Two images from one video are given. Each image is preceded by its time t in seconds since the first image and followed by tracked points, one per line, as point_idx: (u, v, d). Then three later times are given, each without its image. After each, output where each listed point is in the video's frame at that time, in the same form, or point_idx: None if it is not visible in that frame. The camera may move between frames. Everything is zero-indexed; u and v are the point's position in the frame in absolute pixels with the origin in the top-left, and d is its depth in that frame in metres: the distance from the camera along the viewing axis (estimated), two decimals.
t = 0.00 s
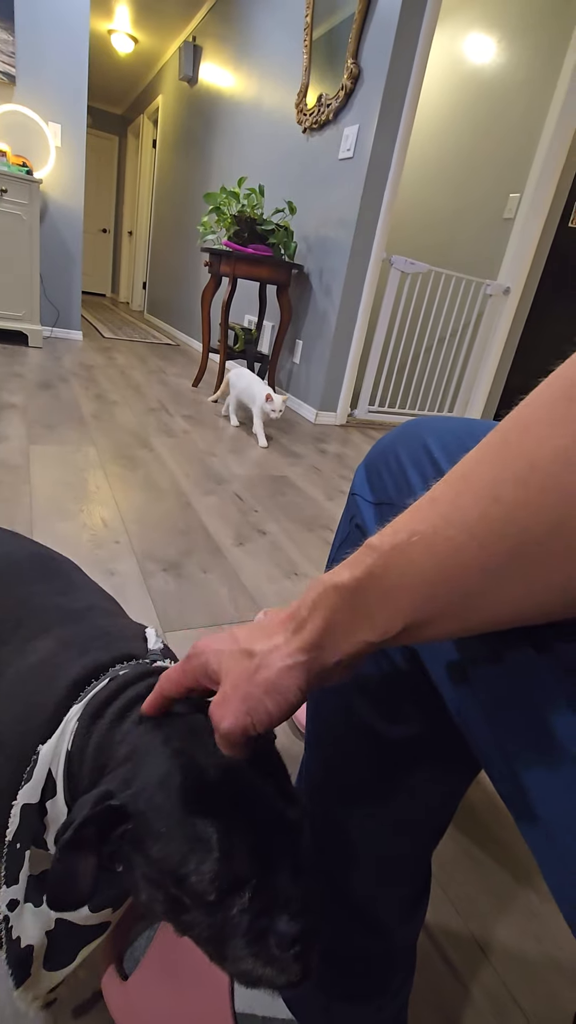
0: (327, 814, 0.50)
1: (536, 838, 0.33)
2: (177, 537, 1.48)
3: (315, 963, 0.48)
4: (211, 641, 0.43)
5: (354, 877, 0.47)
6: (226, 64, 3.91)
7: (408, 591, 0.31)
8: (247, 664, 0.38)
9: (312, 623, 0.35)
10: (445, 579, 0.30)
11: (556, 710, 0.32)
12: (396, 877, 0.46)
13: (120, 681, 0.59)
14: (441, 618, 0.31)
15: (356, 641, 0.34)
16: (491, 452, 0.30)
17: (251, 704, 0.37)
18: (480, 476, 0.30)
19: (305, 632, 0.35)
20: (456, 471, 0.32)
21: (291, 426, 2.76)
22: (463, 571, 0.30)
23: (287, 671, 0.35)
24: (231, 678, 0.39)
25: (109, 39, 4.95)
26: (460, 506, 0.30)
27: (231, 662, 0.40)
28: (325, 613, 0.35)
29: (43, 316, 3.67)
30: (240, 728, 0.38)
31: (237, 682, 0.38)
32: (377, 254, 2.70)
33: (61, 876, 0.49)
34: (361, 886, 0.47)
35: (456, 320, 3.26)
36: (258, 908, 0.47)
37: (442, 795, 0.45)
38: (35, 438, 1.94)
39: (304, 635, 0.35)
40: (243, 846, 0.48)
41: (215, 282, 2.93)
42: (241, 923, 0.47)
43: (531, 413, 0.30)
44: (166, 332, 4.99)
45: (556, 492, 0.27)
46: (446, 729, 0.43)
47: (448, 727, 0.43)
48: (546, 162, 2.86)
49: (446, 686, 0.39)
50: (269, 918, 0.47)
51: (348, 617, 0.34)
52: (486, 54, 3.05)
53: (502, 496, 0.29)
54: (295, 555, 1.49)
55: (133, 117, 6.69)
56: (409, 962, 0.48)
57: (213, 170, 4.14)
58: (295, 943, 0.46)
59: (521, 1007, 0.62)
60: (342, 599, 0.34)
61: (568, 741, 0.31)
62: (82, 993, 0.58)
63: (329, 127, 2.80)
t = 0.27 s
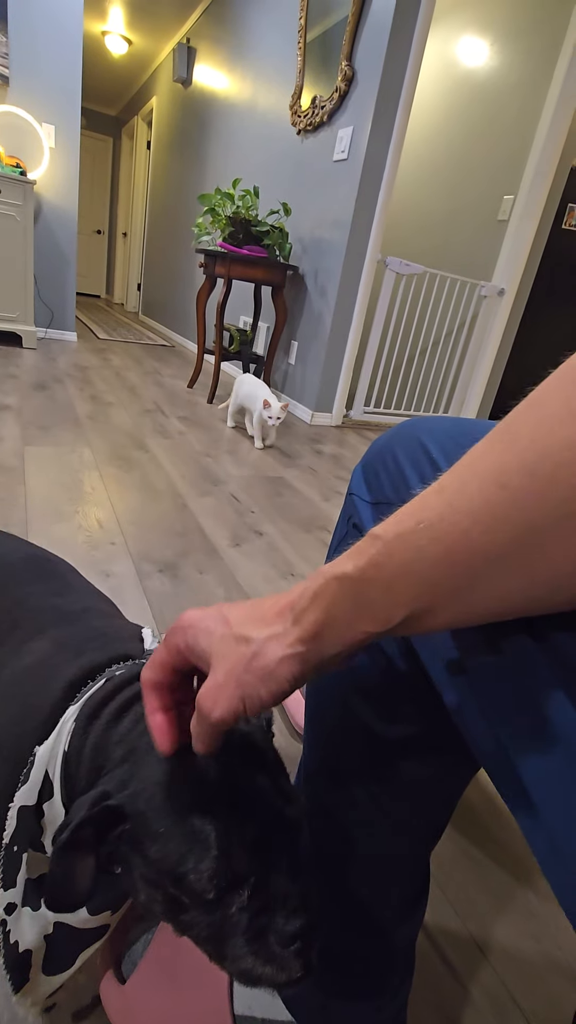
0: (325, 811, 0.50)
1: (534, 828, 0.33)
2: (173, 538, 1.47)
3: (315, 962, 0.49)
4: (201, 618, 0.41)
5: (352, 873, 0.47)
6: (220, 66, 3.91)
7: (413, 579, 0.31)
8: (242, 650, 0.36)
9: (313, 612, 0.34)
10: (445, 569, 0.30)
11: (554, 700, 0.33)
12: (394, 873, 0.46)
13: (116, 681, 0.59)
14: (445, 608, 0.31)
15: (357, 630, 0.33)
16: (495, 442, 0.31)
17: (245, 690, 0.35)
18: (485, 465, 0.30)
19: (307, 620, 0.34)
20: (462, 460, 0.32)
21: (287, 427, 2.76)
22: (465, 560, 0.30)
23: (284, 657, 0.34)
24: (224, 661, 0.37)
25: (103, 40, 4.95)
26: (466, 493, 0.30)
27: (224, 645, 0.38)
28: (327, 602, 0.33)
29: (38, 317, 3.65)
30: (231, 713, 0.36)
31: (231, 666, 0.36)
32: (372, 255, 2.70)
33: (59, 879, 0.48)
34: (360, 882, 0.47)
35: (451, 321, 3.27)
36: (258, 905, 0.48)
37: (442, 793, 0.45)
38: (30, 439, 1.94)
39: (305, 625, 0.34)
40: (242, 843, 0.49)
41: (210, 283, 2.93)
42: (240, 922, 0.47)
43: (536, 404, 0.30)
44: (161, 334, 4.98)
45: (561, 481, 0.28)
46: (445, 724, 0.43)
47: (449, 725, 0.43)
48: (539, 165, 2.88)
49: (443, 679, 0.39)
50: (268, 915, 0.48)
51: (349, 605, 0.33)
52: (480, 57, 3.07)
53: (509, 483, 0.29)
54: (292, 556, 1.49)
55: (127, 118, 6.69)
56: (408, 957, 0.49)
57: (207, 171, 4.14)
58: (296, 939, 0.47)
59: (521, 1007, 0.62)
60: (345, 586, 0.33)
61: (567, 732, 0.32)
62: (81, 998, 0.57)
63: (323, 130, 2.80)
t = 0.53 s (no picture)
0: (320, 814, 0.50)
1: (526, 834, 0.33)
2: (169, 541, 1.47)
3: (310, 966, 0.49)
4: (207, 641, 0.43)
5: (347, 878, 0.47)
6: (214, 68, 3.92)
7: (398, 590, 0.31)
8: (242, 663, 0.38)
9: (304, 623, 0.35)
10: (428, 578, 0.31)
11: (543, 704, 0.32)
12: (388, 877, 0.46)
13: (111, 686, 0.59)
14: (431, 616, 0.32)
15: (345, 640, 0.34)
16: (475, 451, 0.31)
17: (243, 702, 0.37)
18: (463, 475, 0.30)
19: (298, 632, 0.35)
20: (443, 468, 0.32)
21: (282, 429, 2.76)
22: (450, 570, 0.30)
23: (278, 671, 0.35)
24: (225, 675, 0.38)
25: (97, 42, 4.95)
26: (446, 503, 0.30)
27: (226, 660, 0.39)
28: (316, 612, 0.34)
29: (32, 319, 3.64)
30: (232, 724, 0.38)
31: (230, 680, 0.38)
32: (367, 257, 2.71)
33: (53, 885, 0.48)
34: (354, 886, 0.47)
35: (446, 323, 3.29)
36: (252, 910, 0.47)
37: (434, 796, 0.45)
38: (25, 442, 1.93)
39: (296, 636, 0.35)
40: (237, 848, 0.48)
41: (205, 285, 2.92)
42: (234, 928, 0.47)
43: (513, 411, 0.30)
44: (156, 335, 4.98)
45: (539, 490, 0.28)
46: (437, 727, 0.43)
47: (440, 729, 0.43)
48: (532, 167, 2.89)
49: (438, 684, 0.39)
50: (262, 920, 0.47)
51: (339, 616, 0.34)
52: (474, 60, 3.09)
53: (486, 496, 0.29)
54: (288, 558, 1.49)
55: (122, 120, 6.68)
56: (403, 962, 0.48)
57: (202, 173, 4.15)
58: (291, 947, 0.47)
59: (516, 1008, 0.62)
60: (333, 598, 0.34)
61: (555, 738, 0.31)
62: (75, 1000, 0.57)
63: (318, 132, 2.81)
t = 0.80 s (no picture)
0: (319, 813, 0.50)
1: (525, 830, 0.33)
2: (165, 542, 1.47)
3: (308, 970, 0.48)
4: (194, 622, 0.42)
5: (345, 877, 0.47)
6: (210, 70, 3.92)
7: (394, 582, 0.31)
8: (229, 649, 0.37)
9: (298, 612, 0.35)
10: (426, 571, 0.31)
11: (540, 702, 0.33)
12: (387, 876, 0.46)
13: (109, 689, 0.58)
14: (427, 610, 0.32)
15: (340, 631, 0.34)
16: (480, 445, 0.31)
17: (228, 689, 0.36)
18: (468, 469, 0.30)
19: (292, 621, 0.35)
20: (446, 464, 0.32)
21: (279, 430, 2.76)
22: (452, 565, 0.30)
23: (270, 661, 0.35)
24: (209, 659, 0.38)
25: (93, 43, 4.95)
26: (450, 497, 0.30)
27: (211, 644, 0.39)
28: (311, 603, 0.34)
29: (28, 320, 3.63)
30: (211, 713, 0.37)
31: (215, 664, 0.37)
32: (363, 258, 2.71)
33: (50, 889, 0.48)
34: (353, 883, 0.47)
35: (442, 324, 3.29)
36: (252, 914, 0.47)
37: (433, 795, 0.45)
38: (20, 443, 1.92)
39: (290, 625, 0.35)
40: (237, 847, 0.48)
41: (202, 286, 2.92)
42: (233, 931, 0.47)
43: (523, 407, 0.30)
44: (152, 336, 4.98)
45: (544, 486, 0.28)
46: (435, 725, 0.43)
47: (441, 729, 0.43)
48: (527, 169, 2.91)
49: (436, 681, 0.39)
50: (262, 923, 0.47)
51: (336, 610, 0.33)
52: (469, 62, 3.10)
53: (489, 489, 0.29)
54: (284, 559, 1.49)
55: (118, 121, 6.68)
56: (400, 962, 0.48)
57: (198, 174, 4.15)
58: (289, 949, 0.47)
59: (515, 1009, 0.62)
60: (329, 588, 0.34)
61: (555, 735, 0.31)
62: (72, 1005, 0.57)
63: (314, 133, 2.82)
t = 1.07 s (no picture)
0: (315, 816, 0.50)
1: (517, 834, 0.34)
2: (161, 543, 1.47)
3: (302, 973, 0.48)
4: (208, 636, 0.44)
5: (339, 880, 0.47)
6: (206, 71, 3.93)
7: (390, 590, 0.32)
8: (238, 657, 0.39)
9: (299, 619, 0.35)
10: (420, 579, 0.31)
11: (530, 705, 0.33)
12: (382, 879, 0.46)
13: (104, 691, 0.58)
14: (422, 617, 0.32)
15: (339, 638, 0.34)
16: (470, 454, 0.31)
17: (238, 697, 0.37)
18: (460, 479, 0.30)
19: (293, 628, 0.36)
20: (439, 471, 0.32)
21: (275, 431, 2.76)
22: (444, 572, 0.30)
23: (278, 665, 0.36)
24: (221, 669, 0.39)
25: (89, 44, 4.95)
26: (441, 506, 0.30)
27: (222, 653, 0.40)
28: (311, 611, 0.35)
29: (24, 320, 3.63)
30: (224, 719, 0.39)
31: (225, 673, 0.38)
32: (359, 260, 2.72)
33: (44, 894, 0.47)
34: (348, 887, 0.47)
35: (437, 325, 3.30)
36: (246, 917, 0.48)
37: (428, 798, 0.45)
38: (16, 444, 1.92)
39: (291, 632, 0.36)
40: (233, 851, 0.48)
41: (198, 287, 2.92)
42: (228, 934, 0.47)
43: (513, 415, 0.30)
44: (148, 337, 4.97)
45: (533, 493, 0.28)
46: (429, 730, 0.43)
47: (434, 732, 0.43)
48: (522, 171, 2.92)
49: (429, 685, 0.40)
50: (257, 925, 0.47)
51: (334, 615, 0.34)
52: (464, 64, 3.11)
53: (479, 498, 0.29)
54: (280, 560, 1.49)
55: (114, 122, 6.68)
56: (395, 962, 0.48)
57: (194, 175, 4.15)
58: (284, 951, 0.47)
59: (510, 1009, 0.62)
60: (329, 597, 0.34)
61: (545, 738, 0.32)
62: (67, 1007, 0.57)
63: (310, 135, 2.82)
